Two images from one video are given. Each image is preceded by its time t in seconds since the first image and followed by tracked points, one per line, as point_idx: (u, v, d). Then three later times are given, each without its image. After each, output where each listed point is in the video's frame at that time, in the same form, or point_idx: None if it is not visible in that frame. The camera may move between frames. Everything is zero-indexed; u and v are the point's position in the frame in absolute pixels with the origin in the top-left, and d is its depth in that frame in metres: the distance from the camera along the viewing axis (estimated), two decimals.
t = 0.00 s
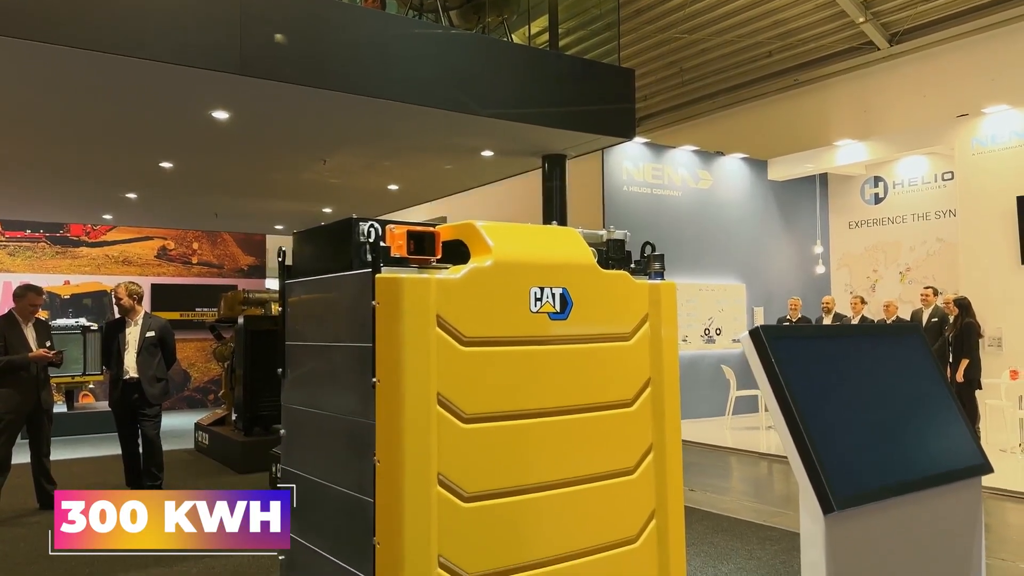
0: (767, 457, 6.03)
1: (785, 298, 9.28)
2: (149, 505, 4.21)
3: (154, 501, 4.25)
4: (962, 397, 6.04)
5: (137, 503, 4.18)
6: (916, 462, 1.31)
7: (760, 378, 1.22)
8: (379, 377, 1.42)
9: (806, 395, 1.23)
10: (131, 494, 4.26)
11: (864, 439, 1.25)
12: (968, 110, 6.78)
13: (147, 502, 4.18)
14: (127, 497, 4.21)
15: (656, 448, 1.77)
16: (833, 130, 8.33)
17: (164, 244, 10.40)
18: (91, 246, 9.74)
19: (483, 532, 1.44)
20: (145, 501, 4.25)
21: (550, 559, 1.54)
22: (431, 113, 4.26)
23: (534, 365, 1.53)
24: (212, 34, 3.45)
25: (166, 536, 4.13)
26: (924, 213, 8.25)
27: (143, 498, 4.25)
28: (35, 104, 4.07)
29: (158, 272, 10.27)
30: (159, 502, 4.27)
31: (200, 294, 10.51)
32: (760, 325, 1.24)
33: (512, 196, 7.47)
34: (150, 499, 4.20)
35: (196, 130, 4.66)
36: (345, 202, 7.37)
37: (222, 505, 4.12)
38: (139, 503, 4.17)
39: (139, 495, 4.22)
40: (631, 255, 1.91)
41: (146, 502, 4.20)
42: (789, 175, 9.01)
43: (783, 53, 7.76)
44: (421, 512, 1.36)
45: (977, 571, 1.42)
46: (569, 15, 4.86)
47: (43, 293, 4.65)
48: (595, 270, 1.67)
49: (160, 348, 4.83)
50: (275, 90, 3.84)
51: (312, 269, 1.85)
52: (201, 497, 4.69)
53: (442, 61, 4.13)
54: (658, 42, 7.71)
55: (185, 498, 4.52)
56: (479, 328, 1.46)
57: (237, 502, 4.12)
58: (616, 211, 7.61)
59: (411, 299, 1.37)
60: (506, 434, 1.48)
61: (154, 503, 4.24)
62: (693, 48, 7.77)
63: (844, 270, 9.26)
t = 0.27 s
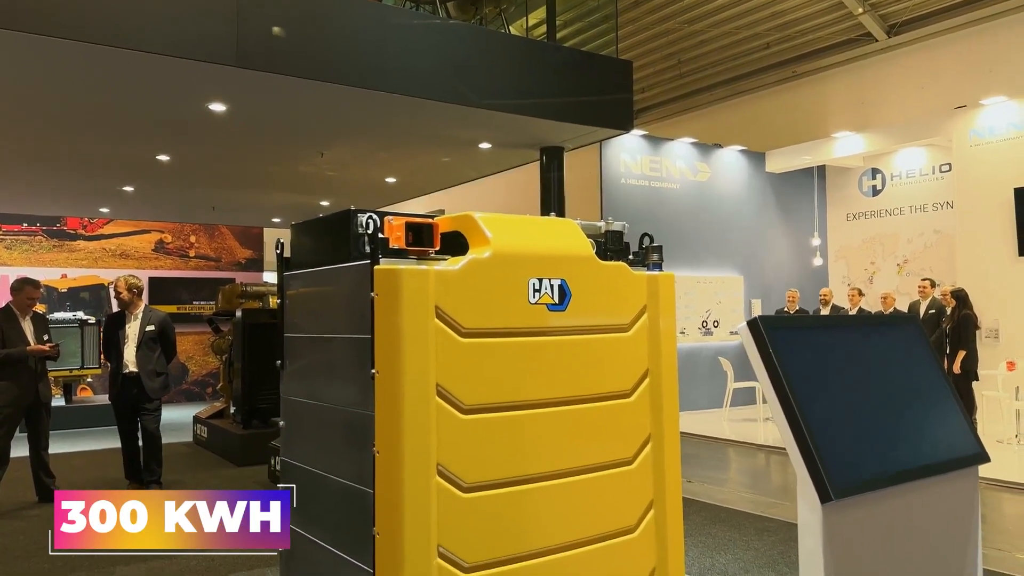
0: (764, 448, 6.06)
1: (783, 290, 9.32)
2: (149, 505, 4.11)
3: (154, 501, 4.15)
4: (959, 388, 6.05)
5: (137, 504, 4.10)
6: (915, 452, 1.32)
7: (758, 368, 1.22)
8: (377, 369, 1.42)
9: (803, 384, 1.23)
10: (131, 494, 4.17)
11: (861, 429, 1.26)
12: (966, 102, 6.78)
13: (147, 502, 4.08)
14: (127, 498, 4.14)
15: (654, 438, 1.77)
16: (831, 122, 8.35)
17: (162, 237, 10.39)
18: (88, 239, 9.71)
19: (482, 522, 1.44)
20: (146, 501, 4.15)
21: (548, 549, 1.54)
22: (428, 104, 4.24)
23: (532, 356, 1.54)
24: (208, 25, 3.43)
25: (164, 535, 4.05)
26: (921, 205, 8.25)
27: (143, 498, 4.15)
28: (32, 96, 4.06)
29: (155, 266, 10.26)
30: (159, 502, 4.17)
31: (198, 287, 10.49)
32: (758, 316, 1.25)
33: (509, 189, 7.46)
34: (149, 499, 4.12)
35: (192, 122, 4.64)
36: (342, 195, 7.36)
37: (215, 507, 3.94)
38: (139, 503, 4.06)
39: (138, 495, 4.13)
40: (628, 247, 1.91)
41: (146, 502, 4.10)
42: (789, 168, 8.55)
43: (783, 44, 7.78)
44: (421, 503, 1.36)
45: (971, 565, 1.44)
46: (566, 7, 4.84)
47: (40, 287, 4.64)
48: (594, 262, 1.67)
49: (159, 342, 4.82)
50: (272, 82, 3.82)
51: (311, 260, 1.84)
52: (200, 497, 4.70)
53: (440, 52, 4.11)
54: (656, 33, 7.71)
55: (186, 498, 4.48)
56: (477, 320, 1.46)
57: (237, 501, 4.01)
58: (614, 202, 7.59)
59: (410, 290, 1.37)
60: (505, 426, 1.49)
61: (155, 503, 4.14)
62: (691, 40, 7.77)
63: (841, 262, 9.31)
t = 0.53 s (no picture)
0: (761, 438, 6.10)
1: (780, 281, 9.35)
2: (149, 505, 4.22)
3: (154, 502, 4.27)
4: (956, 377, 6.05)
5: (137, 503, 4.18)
6: (913, 440, 1.33)
7: (758, 356, 1.22)
8: (377, 359, 1.42)
9: (802, 372, 1.23)
10: (132, 494, 4.20)
11: (859, 417, 1.27)
12: (964, 92, 6.75)
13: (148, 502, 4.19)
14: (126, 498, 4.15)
15: (654, 427, 1.78)
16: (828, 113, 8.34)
17: (159, 230, 10.39)
18: (85, 232, 9.69)
19: (482, 511, 1.45)
20: (146, 502, 4.28)
21: (547, 538, 1.55)
22: (426, 95, 4.22)
23: (531, 346, 1.54)
24: (205, 16, 3.42)
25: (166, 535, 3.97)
26: (918, 195, 8.14)
27: (144, 500, 4.25)
28: (28, 88, 4.04)
29: (152, 258, 10.25)
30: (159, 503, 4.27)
31: (195, 279, 10.55)
32: (756, 304, 1.25)
33: (506, 180, 7.45)
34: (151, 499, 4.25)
35: (189, 114, 4.62)
36: (339, 186, 7.34)
37: (213, 504, 3.73)
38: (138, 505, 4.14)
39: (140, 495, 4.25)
40: (627, 236, 1.91)
41: (146, 503, 4.21)
42: (786, 158, 8.48)
43: (780, 34, 7.77)
44: (421, 492, 1.37)
45: (970, 552, 1.45)
46: None
47: (37, 279, 4.63)
48: (593, 252, 1.67)
49: (160, 333, 4.81)
50: (269, 73, 3.81)
51: (309, 251, 1.84)
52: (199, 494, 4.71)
53: (438, 43, 4.09)
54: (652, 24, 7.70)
55: (185, 500, 4.47)
56: (476, 310, 1.46)
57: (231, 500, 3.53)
58: (611, 194, 7.59)
59: (408, 280, 1.37)
60: (504, 415, 1.49)
61: (155, 504, 4.25)
62: (687, 31, 7.73)
63: (838, 254, 9.30)
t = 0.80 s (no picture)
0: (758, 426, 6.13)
1: (777, 269, 9.36)
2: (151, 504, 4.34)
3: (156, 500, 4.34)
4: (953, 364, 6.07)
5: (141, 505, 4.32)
6: (910, 425, 1.33)
7: (755, 342, 1.23)
8: (375, 346, 1.42)
9: (799, 357, 1.24)
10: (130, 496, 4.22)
11: (856, 402, 1.27)
12: (962, 79, 6.74)
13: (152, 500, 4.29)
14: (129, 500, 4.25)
15: (652, 413, 1.78)
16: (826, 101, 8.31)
17: (155, 219, 10.35)
18: (81, 222, 9.66)
19: (481, 496, 1.45)
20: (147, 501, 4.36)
21: (546, 524, 1.56)
22: (423, 83, 4.21)
23: (529, 332, 1.54)
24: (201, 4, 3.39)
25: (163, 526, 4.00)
26: (916, 182, 8.21)
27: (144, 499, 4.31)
28: (23, 78, 4.01)
29: (148, 248, 10.22)
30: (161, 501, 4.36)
31: (192, 268, 10.53)
32: (754, 290, 1.25)
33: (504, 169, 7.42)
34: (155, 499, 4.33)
35: (184, 103, 4.60)
36: (336, 175, 7.32)
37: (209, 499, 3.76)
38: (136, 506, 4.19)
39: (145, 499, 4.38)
40: (625, 223, 1.91)
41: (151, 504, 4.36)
42: (786, 145, 8.36)
43: (779, 21, 7.73)
44: (420, 478, 1.37)
45: (967, 530, 1.47)
46: None
47: (33, 269, 4.62)
48: (591, 238, 1.67)
49: (164, 323, 4.80)
50: (266, 62, 3.79)
51: (307, 239, 1.83)
52: (197, 489, 4.71)
53: (436, 32, 4.06)
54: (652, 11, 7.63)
55: (183, 499, 4.47)
56: (474, 296, 1.46)
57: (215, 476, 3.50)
58: (610, 182, 7.58)
59: (405, 267, 1.37)
60: (502, 401, 1.49)
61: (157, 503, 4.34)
62: (686, 17, 7.68)
63: (835, 241, 9.33)
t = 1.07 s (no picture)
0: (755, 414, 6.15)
1: (776, 258, 9.38)
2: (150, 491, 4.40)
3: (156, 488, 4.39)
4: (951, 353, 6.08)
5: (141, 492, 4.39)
6: (906, 412, 1.34)
7: (753, 329, 1.23)
8: (372, 334, 1.42)
9: (796, 344, 1.24)
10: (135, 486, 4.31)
11: (854, 389, 1.28)
12: (961, 68, 6.75)
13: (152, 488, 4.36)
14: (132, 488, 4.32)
15: (649, 401, 1.79)
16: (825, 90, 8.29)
17: (152, 210, 10.31)
18: (78, 212, 9.63)
19: (479, 484, 1.46)
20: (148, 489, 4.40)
21: (544, 510, 1.56)
22: (420, 72, 4.18)
23: (526, 320, 1.54)
24: None
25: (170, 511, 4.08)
26: (914, 171, 8.23)
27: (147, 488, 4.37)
28: (18, 67, 3.98)
29: (146, 238, 10.20)
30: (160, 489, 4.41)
31: (189, 258, 10.51)
32: (752, 276, 1.25)
33: (502, 159, 7.40)
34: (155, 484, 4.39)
35: (180, 92, 4.57)
36: (333, 165, 7.29)
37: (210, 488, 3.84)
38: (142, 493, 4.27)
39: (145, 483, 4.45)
40: (623, 211, 1.91)
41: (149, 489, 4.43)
42: (784, 135, 8.60)
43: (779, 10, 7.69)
44: (417, 465, 1.37)
45: (962, 518, 1.48)
46: None
47: (31, 260, 4.61)
48: (589, 226, 1.67)
49: (167, 315, 4.79)
50: (262, 50, 3.77)
51: (303, 227, 1.83)
52: (195, 480, 4.73)
53: (433, 19, 4.03)
54: None
55: (181, 492, 4.48)
56: (472, 284, 1.46)
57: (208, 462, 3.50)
58: (608, 172, 7.56)
59: (403, 255, 1.37)
60: (499, 389, 1.49)
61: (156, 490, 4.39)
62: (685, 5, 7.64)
63: (834, 230, 9.36)
